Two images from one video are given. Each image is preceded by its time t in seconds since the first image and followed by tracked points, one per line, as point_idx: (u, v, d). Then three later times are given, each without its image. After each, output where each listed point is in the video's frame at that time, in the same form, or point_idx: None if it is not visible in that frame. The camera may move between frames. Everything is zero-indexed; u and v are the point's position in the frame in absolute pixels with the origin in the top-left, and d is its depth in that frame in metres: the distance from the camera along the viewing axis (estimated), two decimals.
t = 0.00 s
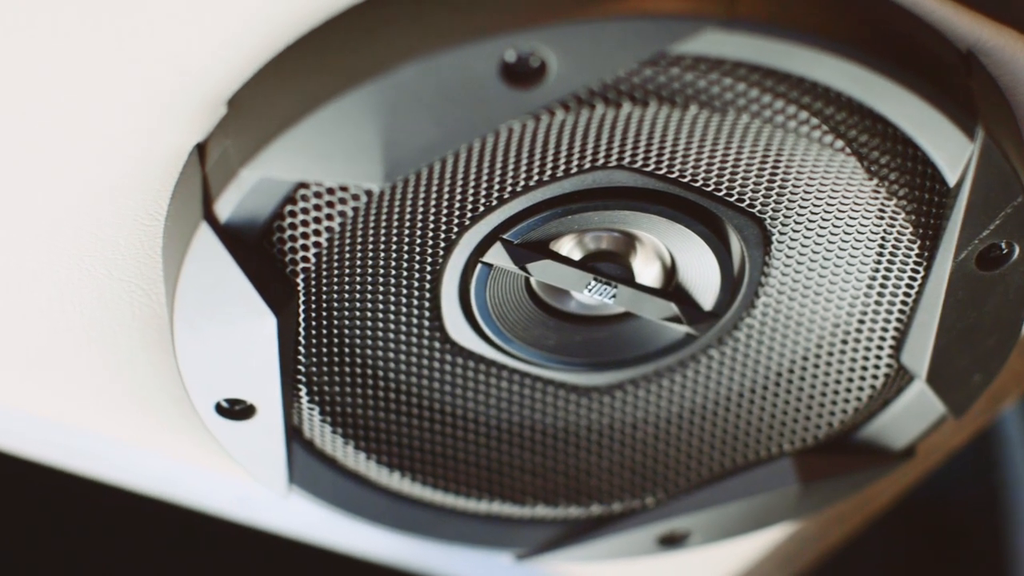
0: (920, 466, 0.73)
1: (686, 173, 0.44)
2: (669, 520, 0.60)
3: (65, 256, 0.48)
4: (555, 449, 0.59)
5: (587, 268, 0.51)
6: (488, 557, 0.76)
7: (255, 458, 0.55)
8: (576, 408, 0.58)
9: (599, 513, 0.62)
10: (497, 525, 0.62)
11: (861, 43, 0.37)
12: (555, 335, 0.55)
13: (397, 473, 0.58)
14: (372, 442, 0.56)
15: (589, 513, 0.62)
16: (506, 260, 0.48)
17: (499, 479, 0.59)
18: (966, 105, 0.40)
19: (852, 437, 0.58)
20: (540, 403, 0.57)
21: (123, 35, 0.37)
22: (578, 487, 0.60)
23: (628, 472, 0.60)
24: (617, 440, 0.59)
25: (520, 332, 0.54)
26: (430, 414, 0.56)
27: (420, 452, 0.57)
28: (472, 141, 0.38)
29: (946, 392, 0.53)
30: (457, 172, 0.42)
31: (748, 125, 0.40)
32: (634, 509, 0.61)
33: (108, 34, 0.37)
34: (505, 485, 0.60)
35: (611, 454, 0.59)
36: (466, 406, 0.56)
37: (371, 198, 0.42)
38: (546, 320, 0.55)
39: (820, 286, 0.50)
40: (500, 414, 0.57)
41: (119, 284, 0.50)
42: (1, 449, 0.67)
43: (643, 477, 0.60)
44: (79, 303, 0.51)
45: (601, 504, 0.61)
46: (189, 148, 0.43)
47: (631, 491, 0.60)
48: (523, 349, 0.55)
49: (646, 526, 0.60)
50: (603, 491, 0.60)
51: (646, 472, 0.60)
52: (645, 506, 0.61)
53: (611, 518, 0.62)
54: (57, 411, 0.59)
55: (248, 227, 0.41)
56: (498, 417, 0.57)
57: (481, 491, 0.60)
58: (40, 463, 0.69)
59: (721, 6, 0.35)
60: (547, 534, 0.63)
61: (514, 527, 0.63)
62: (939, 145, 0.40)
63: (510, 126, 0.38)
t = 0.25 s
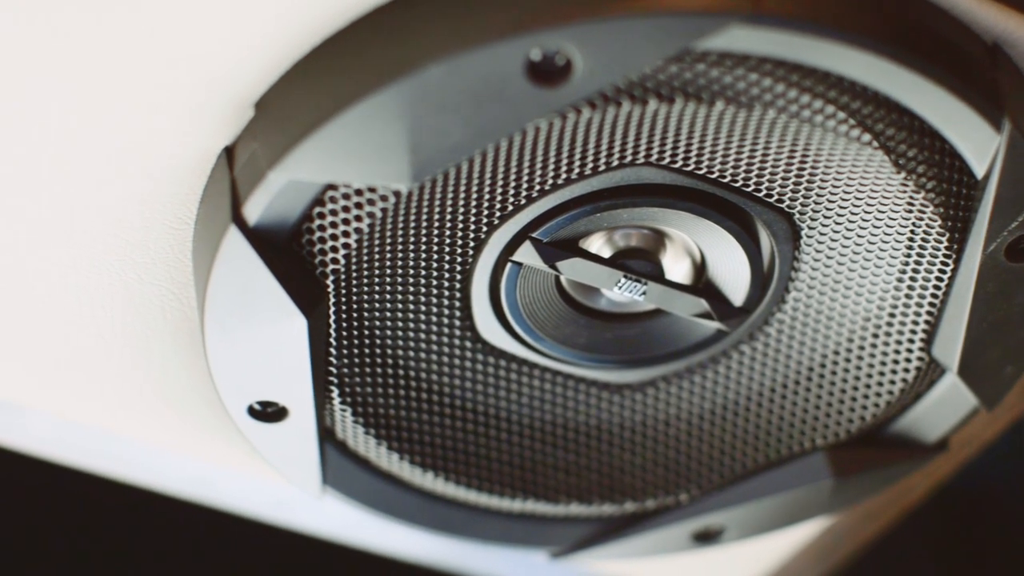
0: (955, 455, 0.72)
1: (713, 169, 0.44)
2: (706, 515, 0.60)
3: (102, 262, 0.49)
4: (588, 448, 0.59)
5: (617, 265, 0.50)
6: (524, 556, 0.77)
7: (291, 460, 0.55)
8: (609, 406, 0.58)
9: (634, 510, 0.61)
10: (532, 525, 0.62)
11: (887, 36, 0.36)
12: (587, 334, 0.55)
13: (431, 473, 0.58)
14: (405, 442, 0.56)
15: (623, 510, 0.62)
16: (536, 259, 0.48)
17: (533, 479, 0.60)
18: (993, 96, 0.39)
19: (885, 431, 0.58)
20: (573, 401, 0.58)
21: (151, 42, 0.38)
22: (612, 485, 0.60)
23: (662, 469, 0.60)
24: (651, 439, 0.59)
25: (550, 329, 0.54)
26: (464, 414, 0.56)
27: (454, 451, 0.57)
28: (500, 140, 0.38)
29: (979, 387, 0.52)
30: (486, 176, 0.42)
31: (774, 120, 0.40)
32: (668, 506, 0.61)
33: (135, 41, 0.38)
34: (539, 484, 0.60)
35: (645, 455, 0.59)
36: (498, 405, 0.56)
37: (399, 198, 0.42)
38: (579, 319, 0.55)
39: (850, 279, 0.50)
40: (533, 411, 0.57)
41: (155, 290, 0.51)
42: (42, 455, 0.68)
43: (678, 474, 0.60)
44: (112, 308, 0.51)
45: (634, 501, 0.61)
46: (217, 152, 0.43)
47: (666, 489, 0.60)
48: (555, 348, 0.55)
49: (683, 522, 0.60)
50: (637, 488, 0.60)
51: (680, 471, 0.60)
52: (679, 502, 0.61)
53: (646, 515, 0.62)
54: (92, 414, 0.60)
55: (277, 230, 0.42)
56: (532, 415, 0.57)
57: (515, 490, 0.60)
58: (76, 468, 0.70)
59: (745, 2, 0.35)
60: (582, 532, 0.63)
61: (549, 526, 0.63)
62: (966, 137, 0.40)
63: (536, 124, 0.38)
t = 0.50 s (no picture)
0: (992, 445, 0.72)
1: (742, 164, 0.43)
2: (738, 512, 0.60)
3: (138, 266, 0.49)
4: (621, 446, 0.59)
5: (648, 262, 0.50)
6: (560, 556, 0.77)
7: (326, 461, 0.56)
8: (642, 404, 0.58)
9: (668, 507, 0.62)
10: (569, 522, 0.63)
11: (914, 28, 0.36)
12: (619, 330, 0.55)
13: (464, 473, 0.58)
14: (438, 442, 0.56)
15: (658, 507, 0.62)
16: (567, 257, 0.48)
17: (568, 477, 0.60)
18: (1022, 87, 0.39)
19: (920, 423, 0.58)
20: (607, 398, 0.57)
21: (180, 47, 0.38)
22: (646, 482, 0.60)
23: (698, 463, 0.60)
24: (685, 436, 0.59)
25: (581, 326, 0.54)
26: (498, 412, 0.56)
27: (488, 450, 0.57)
28: (528, 139, 0.38)
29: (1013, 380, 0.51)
30: (513, 174, 0.42)
31: (801, 115, 0.40)
32: (703, 503, 0.61)
33: (164, 46, 0.38)
34: (573, 482, 0.60)
35: (681, 450, 0.59)
36: (532, 404, 0.56)
37: (428, 198, 0.43)
38: (609, 315, 0.55)
39: (880, 275, 0.50)
40: (567, 410, 0.57)
41: (189, 296, 0.51)
42: (80, 460, 0.69)
43: (712, 471, 0.60)
44: (146, 312, 0.52)
45: (669, 498, 0.61)
46: (246, 154, 0.43)
47: (701, 484, 0.60)
48: (587, 344, 0.54)
49: (715, 519, 0.61)
50: (672, 485, 0.60)
51: (716, 464, 0.60)
52: (712, 499, 0.61)
53: (680, 511, 0.62)
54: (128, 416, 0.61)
55: (306, 232, 0.42)
56: (566, 413, 0.57)
57: (549, 487, 0.60)
58: (114, 471, 0.71)
59: None
60: (618, 529, 0.64)
61: (584, 523, 0.63)
62: (995, 129, 0.39)
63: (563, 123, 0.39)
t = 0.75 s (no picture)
0: None
1: (771, 159, 0.43)
2: (775, 505, 0.59)
3: (173, 269, 0.50)
4: (656, 442, 0.59)
5: (678, 258, 0.50)
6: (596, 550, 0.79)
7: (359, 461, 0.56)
8: (676, 399, 0.58)
9: (705, 501, 0.61)
10: (604, 518, 0.63)
11: (942, 20, 0.36)
12: (651, 326, 0.54)
13: (499, 472, 0.59)
14: (472, 441, 0.57)
15: (693, 503, 0.62)
16: (598, 255, 0.48)
17: (602, 474, 0.60)
18: None
19: (952, 415, 0.57)
20: (641, 395, 0.57)
21: (210, 52, 0.39)
22: (681, 478, 0.60)
23: (733, 459, 0.60)
24: (719, 430, 0.59)
25: (614, 323, 0.53)
26: (531, 409, 0.56)
27: (522, 448, 0.58)
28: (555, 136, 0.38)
29: None
30: (542, 172, 0.42)
31: (829, 108, 0.40)
32: (738, 497, 0.61)
33: (194, 52, 0.39)
34: (608, 479, 0.60)
35: (715, 446, 0.59)
36: (565, 400, 0.57)
37: (457, 198, 0.43)
38: (640, 312, 0.54)
39: (911, 267, 0.49)
40: (600, 407, 0.57)
41: (225, 296, 0.52)
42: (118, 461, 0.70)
43: (747, 465, 0.60)
44: (182, 314, 0.53)
45: (704, 494, 0.61)
46: (275, 155, 0.44)
47: (735, 479, 0.60)
48: (620, 341, 0.54)
49: (750, 514, 0.60)
50: (709, 478, 0.60)
51: (749, 463, 0.60)
52: (747, 494, 0.61)
53: (716, 505, 0.62)
54: (167, 415, 0.62)
55: (335, 232, 0.42)
56: (599, 411, 0.57)
57: (582, 485, 0.60)
58: (152, 473, 0.72)
59: None
60: (652, 525, 0.63)
61: (617, 522, 0.63)
62: None
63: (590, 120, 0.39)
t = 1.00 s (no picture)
0: None
1: (800, 152, 0.43)
2: (812, 500, 0.59)
3: (208, 273, 0.50)
4: (691, 434, 0.59)
5: (709, 253, 0.50)
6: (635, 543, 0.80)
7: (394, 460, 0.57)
8: (709, 394, 0.57)
9: (740, 497, 0.61)
10: (641, 516, 0.63)
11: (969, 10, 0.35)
12: (683, 321, 0.54)
13: (534, 469, 0.59)
14: (507, 440, 0.57)
15: (728, 498, 0.61)
16: (629, 250, 0.48)
17: (636, 470, 0.60)
18: None
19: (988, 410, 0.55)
20: (675, 388, 0.57)
21: (239, 56, 0.39)
22: (715, 473, 0.60)
23: (767, 455, 0.59)
24: (752, 424, 0.59)
25: (646, 319, 0.53)
26: (564, 406, 0.56)
27: (557, 445, 0.58)
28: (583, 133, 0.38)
29: None
30: (571, 168, 0.42)
31: (856, 101, 0.40)
32: (774, 491, 0.60)
33: (222, 56, 0.39)
34: (642, 474, 0.60)
35: (749, 441, 0.59)
36: (599, 397, 0.57)
37: (486, 196, 0.43)
38: (673, 308, 0.54)
39: (942, 258, 0.49)
40: (634, 403, 0.57)
41: (259, 300, 0.53)
42: (156, 462, 0.71)
43: (782, 460, 0.59)
44: (217, 317, 0.54)
45: (739, 488, 0.60)
46: (303, 156, 0.44)
47: (770, 473, 0.60)
48: (653, 338, 0.54)
49: (787, 508, 0.59)
50: (742, 472, 0.60)
51: (784, 457, 0.59)
52: (783, 488, 0.60)
53: (751, 501, 0.61)
54: (202, 413, 0.63)
55: (364, 233, 0.43)
56: (632, 407, 0.57)
57: (617, 482, 0.60)
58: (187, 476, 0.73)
59: None
60: (688, 521, 0.63)
61: (653, 516, 0.63)
62: None
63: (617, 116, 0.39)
